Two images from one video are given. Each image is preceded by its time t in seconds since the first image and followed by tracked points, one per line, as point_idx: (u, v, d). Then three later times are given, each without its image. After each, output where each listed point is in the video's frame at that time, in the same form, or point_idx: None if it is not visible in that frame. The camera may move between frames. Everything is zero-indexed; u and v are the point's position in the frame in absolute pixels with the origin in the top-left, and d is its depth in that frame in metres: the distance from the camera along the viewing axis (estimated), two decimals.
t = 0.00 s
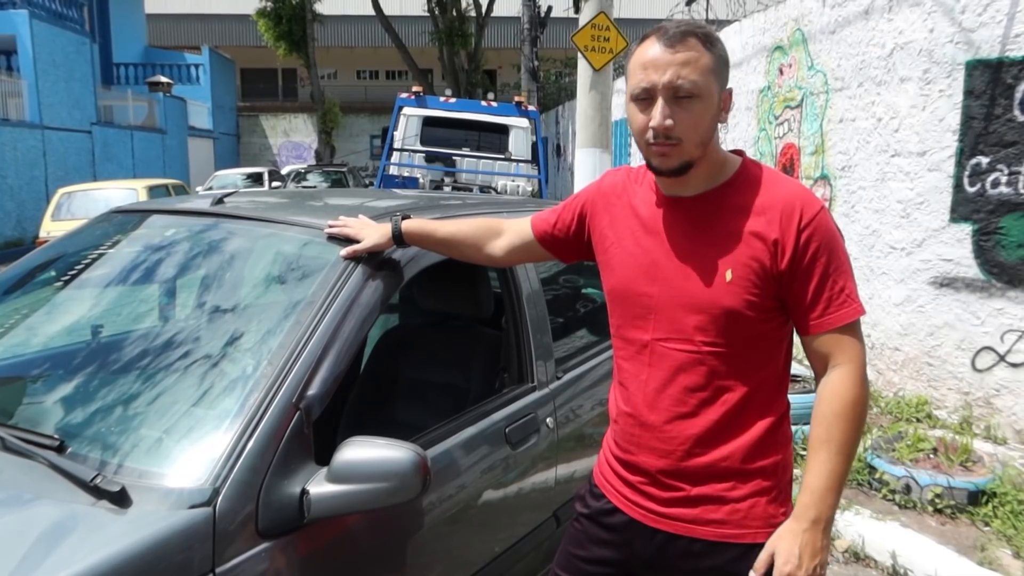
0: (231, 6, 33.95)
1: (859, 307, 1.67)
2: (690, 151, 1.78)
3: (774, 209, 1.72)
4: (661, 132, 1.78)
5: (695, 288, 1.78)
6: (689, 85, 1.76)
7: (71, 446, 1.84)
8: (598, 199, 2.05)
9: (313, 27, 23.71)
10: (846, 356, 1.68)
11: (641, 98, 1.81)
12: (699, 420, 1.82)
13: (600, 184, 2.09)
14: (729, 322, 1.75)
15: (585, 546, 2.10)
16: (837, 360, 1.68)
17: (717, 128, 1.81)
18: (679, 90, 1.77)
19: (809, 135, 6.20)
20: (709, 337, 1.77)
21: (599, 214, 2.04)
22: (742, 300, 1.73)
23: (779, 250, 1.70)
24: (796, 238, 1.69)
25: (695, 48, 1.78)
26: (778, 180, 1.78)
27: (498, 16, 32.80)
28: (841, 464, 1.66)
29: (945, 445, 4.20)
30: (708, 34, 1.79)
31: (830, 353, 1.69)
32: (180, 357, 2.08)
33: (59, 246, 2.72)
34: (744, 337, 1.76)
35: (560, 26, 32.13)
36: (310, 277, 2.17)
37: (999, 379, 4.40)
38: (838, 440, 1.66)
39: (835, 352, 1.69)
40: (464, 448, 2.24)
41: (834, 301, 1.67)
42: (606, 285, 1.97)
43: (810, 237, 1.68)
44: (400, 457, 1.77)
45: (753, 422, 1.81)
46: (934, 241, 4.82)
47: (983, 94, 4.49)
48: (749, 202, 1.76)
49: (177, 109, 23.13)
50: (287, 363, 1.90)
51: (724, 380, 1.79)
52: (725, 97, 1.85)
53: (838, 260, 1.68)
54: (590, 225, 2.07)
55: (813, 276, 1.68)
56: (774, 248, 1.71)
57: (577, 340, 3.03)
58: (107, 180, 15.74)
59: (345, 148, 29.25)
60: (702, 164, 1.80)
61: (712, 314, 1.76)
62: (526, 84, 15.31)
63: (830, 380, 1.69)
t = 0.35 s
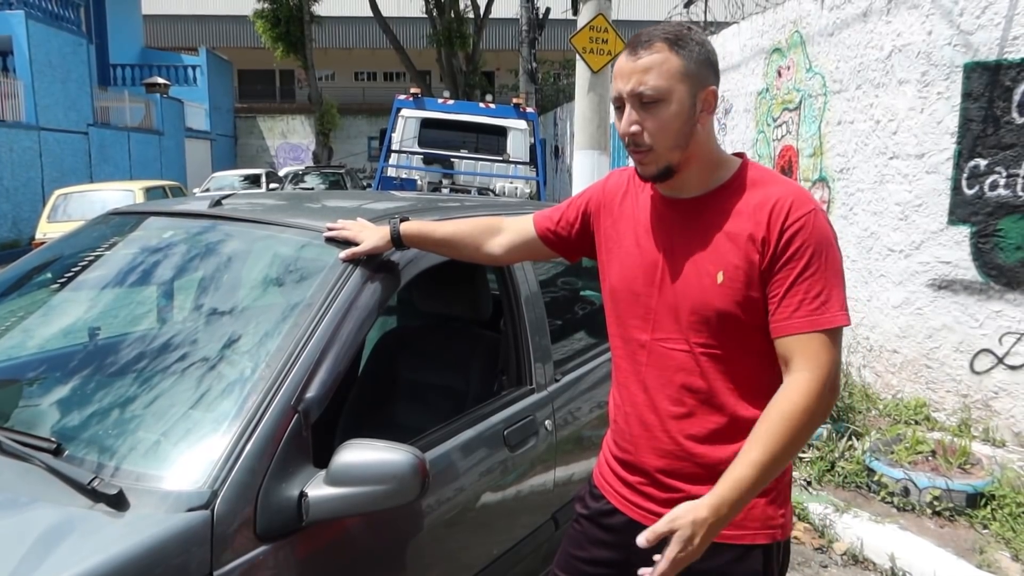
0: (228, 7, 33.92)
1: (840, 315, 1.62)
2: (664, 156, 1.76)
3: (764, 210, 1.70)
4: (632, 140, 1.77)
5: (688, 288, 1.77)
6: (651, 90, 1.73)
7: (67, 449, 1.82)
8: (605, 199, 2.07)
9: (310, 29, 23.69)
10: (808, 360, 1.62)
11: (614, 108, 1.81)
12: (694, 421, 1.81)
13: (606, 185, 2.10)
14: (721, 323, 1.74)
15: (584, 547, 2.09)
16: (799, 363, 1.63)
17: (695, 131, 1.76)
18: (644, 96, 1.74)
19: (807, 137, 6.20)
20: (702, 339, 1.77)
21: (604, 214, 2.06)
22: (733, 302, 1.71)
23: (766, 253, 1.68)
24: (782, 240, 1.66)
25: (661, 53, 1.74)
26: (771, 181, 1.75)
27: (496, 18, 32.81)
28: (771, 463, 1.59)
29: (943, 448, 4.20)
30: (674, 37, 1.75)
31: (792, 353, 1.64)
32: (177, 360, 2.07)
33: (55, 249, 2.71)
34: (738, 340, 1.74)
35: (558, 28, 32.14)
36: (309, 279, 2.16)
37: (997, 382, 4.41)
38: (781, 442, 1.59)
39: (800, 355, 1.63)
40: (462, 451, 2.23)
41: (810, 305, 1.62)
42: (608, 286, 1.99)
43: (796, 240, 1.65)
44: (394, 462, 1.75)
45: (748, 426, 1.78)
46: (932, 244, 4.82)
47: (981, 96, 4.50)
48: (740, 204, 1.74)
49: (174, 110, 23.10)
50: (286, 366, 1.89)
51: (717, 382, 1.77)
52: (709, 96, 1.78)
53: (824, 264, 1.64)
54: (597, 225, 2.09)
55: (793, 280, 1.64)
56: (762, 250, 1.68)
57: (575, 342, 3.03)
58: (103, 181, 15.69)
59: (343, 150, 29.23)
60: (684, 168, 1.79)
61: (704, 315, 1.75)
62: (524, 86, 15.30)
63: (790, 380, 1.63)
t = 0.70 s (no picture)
0: (229, 8, 33.94)
1: (777, 299, 1.59)
2: (657, 158, 1.76)
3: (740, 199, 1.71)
4: (625, 144, 1.77)
5: (679, 285, 1.79)
6: (640, 93, 1.73)
7: (69, 449, 1.82)
8: (606, 203, 2.10)
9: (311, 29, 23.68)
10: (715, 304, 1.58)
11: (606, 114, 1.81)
12: (684, 417, 1.80)
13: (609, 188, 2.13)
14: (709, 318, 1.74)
15: (585, 547, 2.09)
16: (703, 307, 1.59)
17: (687, 130, 1.76)
18: (633, 100, 1.75)
19: (807, 138, 6.20)
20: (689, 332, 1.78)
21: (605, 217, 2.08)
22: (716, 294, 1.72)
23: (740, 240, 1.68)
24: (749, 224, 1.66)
25: (648, 56, 1.75)
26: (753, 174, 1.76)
27: (496, 19, 32.80)
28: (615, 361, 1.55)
29: (943, 449, 4.19)
30: (659, 40, 1.76)
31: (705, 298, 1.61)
32: (178, 360, 2.07)
33: (55, 249, 2.71)
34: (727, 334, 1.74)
35: (559, 29, 32.12)
36: (310, 279, 2.16)
37: (998, 383, 4.41)
38: (648, 343, 1.53)
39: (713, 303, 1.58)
40: (462, 452, 2.23)
41: (748, 276, 1.59)
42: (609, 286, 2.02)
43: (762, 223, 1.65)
44: (388, 458, 1.75)
45: (738, 422, 1.78)
46: (933, 245, 4.81)
47: (981, 97, 4.50)
48: (723, 196, 1.75)
49: (174, 111, 23.10)
50: (287, 366, 1.89)
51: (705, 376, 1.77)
52: (697, 95, 1.78)
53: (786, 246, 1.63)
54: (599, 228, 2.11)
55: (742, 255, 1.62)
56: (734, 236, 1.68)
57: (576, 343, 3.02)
58: (103, 182, 15.69)
59: (343, 150, 29.21)
60: (678, 168, 1.79)
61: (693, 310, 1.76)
62: (524, 87, 15.30)
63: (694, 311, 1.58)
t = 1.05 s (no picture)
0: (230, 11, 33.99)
1: (805, 298, 1.62)
2: (647, 151, 1.79)
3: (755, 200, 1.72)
4: (621, 130, 1.81)
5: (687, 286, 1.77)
6: (645, 86, 1.77)
7: (70, 451, 1.83)
8: (604, 204, 2.08)
9: (312, 32, 23.71)
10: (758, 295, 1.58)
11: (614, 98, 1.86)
12: (690, 418, 1.80)
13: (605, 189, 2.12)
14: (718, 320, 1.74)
15: (585, 548, 2.09)
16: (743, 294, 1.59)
17: (684, 134, 1.78)
18: (638, 90, 1.79)
19: (808, 141, 6.21)
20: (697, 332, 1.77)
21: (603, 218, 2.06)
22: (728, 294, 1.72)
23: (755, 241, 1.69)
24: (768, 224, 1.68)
25: (666, 51, 1.79)
26: (763, 176, 1.78)
27: (497, 21, 32.85)
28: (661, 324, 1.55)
29: (945, 451, 4.18)
30: (681, 39, 1.79)
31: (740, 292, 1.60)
32: (179, 362, 2.07)
33: (57, 251, 2.71)
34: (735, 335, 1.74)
35: (559, 32, 32.16)
36: (310, 281, 2.16)
37: (999, 385, 4.41)
38: (705, 318, 1.53)
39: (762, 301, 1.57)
40: (463, 454, 2.23)
41: (776, 275, 1.60)
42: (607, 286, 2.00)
43: (778, 221, 1.67)
44: (390, 458, 1.76)
45: (744, 423, 1.78)
46: (933, 247, 4.81)
47: (982, 100, 4.51)
48: (736, 196, 1.76)
49: (176, 114, 23.14)
50: (287, 368, 1.89)
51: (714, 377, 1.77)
52: (704, 105, 1.79)
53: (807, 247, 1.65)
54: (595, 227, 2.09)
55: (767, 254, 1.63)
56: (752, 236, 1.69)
57: (576, 345, 3.02)
58: (105, 185, 15.72)
59: (344, 153, 29.24)
60: (668, 168, 1.81)
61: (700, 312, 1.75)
62: (525, 89, 15.31)
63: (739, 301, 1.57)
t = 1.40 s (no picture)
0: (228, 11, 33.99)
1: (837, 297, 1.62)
2: (719, 142, 1.79)
3: (772, 201, 1.73)
4: (698, 115, 1.78)
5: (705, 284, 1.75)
6: (730, 76, 1.80)
7: (68, 451, 1.83)
8: (610, 204, 2.06)
9: (311, 32, 23.71)
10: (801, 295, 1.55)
11: (682, 80, 1.83)
12: (702, 419, 1.79)
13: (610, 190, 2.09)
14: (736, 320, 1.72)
15: (584, 548, 2.10)
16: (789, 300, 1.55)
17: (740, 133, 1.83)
18: (721, 79, 1.80)
19: (806, 141, 6.22)
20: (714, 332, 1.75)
21: (611, 218, 2.04)
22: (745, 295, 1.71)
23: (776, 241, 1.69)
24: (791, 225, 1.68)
25: (743, 48, 1.83)
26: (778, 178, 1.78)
27: (495, 22, 32.86)
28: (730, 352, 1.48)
29: (943, 451, 4.19)
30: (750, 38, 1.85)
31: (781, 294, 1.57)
32: (177, 362, 2.07)
33: (55, 252, 2.71)
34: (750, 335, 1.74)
35: (557, 32, 32.18)
36: (309, 282, 2.16)
37: (997, 385, 4.42)
38: (773, 337, 1.46)
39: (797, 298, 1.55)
40: (462, 454, 2.24)
41: (806, 272, 1.59)
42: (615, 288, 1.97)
43: (806, 221, 1.67)
44: (397, 458, 1.76)
45: (754, 424, 1.78)
46: (931, 247, 4.82)
47: (980, 100, 4.51)
48: (757, 197, 1.76)
49: (174, 114, 23.14)
50: (286, 368, 1.90)
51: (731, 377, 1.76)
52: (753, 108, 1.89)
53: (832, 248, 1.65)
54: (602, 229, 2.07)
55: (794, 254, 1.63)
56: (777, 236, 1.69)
57: (575, 345, 3.02)
58: (103, 184, 15.72)
59: (343, 153, 29.25)
60: (723, 164, 1.81)
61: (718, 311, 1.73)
62: (524, 89, 15.30)
63: (784, 306, 1.53)
